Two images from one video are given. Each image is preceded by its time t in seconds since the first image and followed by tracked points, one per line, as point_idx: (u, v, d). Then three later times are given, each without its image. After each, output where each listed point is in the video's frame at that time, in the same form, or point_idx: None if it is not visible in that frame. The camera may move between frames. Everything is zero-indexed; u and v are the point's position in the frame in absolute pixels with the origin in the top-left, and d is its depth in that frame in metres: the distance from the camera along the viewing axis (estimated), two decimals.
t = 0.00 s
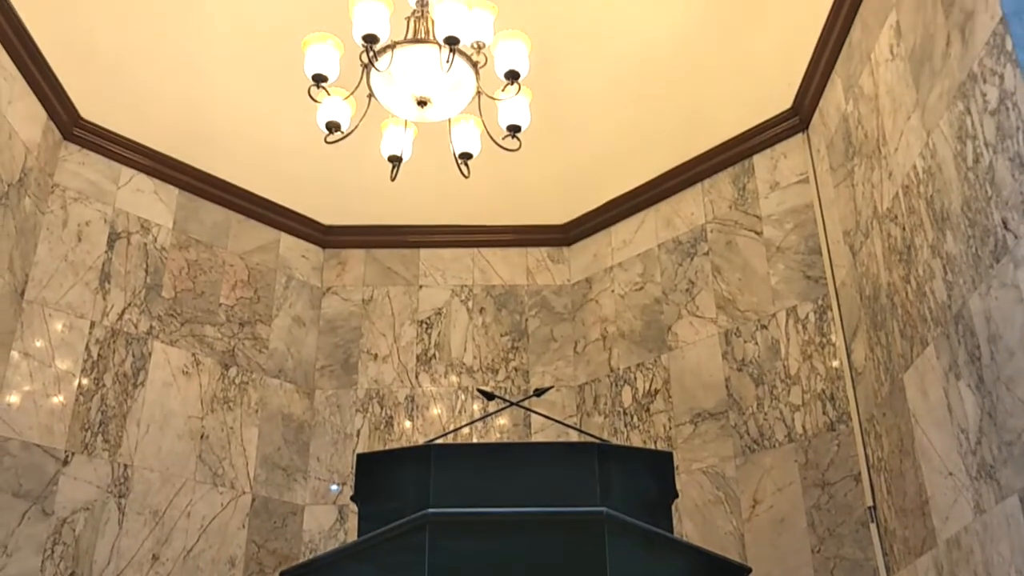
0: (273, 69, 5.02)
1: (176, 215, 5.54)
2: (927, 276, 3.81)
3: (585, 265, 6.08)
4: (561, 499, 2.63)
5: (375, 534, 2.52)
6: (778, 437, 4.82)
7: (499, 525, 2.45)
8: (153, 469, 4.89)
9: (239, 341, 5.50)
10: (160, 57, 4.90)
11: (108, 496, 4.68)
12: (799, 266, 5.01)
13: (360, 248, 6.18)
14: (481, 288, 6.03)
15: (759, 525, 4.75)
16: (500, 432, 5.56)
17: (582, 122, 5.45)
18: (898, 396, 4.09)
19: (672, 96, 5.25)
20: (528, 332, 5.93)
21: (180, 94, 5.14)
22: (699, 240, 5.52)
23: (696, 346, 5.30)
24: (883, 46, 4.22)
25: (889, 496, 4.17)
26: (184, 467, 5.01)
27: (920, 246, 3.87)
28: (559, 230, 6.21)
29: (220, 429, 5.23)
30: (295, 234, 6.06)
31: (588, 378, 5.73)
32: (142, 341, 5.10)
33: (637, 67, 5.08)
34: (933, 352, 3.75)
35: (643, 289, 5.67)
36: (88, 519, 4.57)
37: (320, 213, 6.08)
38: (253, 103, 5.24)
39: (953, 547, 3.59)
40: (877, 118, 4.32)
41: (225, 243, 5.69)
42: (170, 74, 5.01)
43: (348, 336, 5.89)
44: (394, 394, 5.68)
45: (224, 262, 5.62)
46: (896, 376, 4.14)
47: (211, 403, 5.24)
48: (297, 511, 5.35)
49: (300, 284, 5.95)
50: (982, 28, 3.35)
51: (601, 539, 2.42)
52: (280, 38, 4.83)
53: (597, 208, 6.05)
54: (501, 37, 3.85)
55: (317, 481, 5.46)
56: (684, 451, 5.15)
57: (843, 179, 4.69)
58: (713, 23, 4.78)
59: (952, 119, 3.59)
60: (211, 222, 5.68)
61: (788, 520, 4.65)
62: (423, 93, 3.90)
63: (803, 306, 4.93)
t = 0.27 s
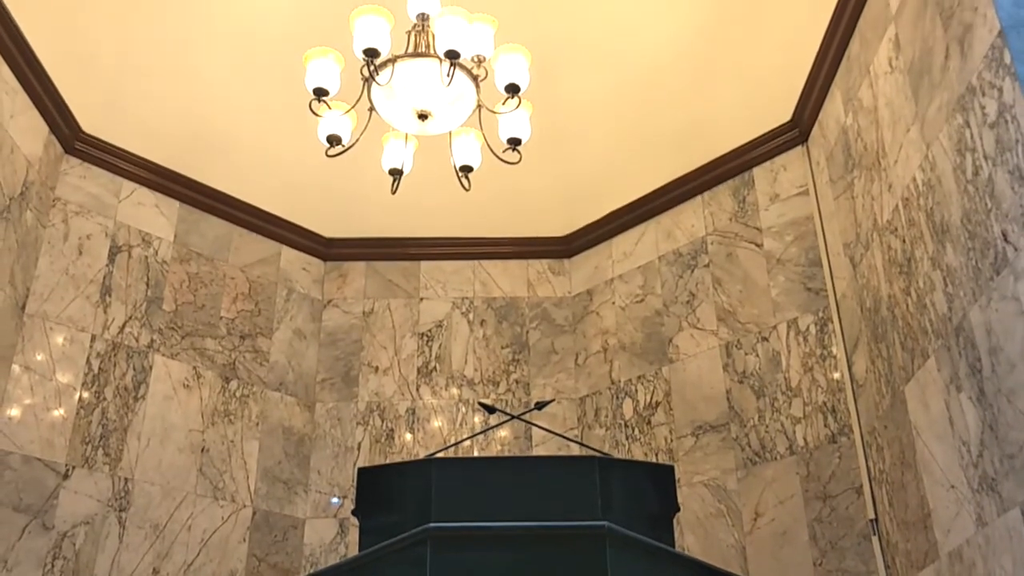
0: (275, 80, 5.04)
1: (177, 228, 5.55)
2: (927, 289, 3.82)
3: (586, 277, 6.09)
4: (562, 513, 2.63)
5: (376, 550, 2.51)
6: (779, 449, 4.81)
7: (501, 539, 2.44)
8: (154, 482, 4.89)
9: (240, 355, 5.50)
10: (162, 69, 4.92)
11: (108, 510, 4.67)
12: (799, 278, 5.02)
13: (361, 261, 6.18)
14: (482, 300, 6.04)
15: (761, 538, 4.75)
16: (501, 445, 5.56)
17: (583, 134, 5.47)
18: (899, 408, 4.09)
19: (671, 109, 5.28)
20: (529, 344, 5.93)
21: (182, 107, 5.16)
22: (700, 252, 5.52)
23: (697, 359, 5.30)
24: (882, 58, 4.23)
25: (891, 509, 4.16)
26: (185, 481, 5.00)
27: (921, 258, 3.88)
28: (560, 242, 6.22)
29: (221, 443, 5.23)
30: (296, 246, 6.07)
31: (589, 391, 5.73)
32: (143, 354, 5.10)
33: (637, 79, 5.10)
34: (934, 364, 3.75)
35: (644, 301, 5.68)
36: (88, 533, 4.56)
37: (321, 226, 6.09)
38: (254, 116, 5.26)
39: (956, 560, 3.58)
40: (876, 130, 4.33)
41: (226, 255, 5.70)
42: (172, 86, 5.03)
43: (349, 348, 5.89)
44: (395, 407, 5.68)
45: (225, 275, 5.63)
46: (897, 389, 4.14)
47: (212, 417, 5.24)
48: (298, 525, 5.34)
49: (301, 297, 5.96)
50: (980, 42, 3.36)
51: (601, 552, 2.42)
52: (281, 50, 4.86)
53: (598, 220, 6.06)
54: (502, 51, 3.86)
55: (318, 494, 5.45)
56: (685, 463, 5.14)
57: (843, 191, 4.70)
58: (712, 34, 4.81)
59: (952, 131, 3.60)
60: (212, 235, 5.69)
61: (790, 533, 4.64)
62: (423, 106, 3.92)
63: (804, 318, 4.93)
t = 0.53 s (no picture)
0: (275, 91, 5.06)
1: (177, 239, 5.55)
2: (927, 299, 3.82)
3: (586, 288, 6.09)
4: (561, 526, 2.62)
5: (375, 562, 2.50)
6: (780, 460, 4.80)
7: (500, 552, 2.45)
8: (153, 494, 4.88)
9: (239, 366, 5.50)
10: (162, 81, 4.93)
11: (108, 522, 4.66)
12: (799, 289, 5.02)
13: (361, 272, 6.19)
14: (482, 311, 6.04)
15: (762, 549, 4.73)
16: (500, 456, 5.55)
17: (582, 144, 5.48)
18: (900, 419, 4.08)
19: (670, 122, 5.30)
20: (529, 355, 5.92)
21: (183, 119, 5.17)
22: (699, 262, 5.53)
23: (697, 369, 5.30)
24: (882, 69, 4.24)
25: (892, 520, 4.15)
26: (184, 492, 4.99)
27: (920, 269, 3.88)
28: (560, 252, 6.22)
29: (220, 454, 5.22)
30: (296, 257, 6.08)
31: (589, 402, 5.72)
32: (143, 366, 5.10)
33: (637, 89, 5.11)
34: (934, 375, 3.75)
35: (644, 312, 5.68)
36: (87, 545, 4.55)
37: (321, 237, 6.10)
38: (254, 127, 5.27)
39: (957, 572, 3.57)
40: (875, 141, 4.33)
41: (226, 267, 5.70)
42: (172, 97, 5.03)
43: (349, 359, 5.88)
44: (395, 418, 5.67)
45: (224, 286, 5.63)
46: (897, 399, 4.14)
47: (211, 428, 5.24)
48: (298, 536, 5.32)
49: (300, 308, 5.96)
50: (979, 53, 3.37)
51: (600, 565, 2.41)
52: (282, 62, 4.87)
53: (598, 231, 6.06)
54: (501, 62, 3.87)
55: (317, 505, 5.44)
56: (685, 475, 5.14)
57: (842, 202, 4.70)
58: (712, 45, 4.81)
59: (951, 142, 3.61)
60: (212, 246, 5.69)
61: (791, 544, 4.63)
62: (423, 117, 3.92)
63: (804, 328, 4.93)
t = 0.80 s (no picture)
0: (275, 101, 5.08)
1: (178, 251, 5.56)
2: (927, 311, 3.82)
3: (586, 299, 6.09)
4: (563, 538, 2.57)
5: None
6: (781, 472, 4.80)
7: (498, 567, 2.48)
8: (153, 507, 4.87)
9: (239, 378, 5.49)
10: (163, 92, 4.95)
11: (107, 535, 4.65)
12: (799, 300, 5.02)
13: (361, 283, 6.19)
14: (482, 322, 6.04)
15: (763, 562, 4.72)
16: (501, 468, 5.54)
17: (582, 154, 5.50)
18: (900, 431, 4.08)
19: (668, 132, 5.32)
20: (529, 367, 5.92)
21: (184, 131, 5.19)
22: (700, 274, 5.53)
23: (698, 381, 5.29)
24: (881, 81, 4.25)
25: (893, 532, 4.14)
26: (184, 505, 4.99)
27: (920, 281, 3.88)
28: (560, 264, 6.22)
29: (220, 467, 5.21)
30: (296, 269, 6.08)
31: (589, 414, 5.72)
32: (143, 378, 5.10)
33: (636, 98, 5.13)
34: (934, 387, 3.75)
35: (644, 323, 5.68)
36: (86, 558, 4.54)
37: (322, 249, 6.10)
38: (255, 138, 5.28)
39: None
40: (875, 154, 4.34)
41: (226, 278, 5.70)
42: (173, 108, 5.05)
43: (349, 371, 5.88)
44: (395, 430, 5.66)
45: (224, 298, 5.63)
46: (898, 411, 4.13)
47: (211, 440, 5.23)
48: (298, 549, 5.31)
49: (301, 319, 5.96)
50: (978, 65, 3.38)
51: None
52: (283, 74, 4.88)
53: (597, 243, 6.07)
54: (501, 75, 3.88)
55: (317, 518, 5.43)
56: (686, 487, 5.13)
57: (842, 214, 4.71)
58: (710, 54, 4.84)
59: (950, 154, 3.61)
60: (212, 258, 5.70)
61: (792, 557, 4.62)
62: (424, 130, 3.93)
63: (804, 340, 4.93)
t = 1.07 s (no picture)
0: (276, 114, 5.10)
1: (179, 264, 5.57)
2: (928, 325, 3.82)
3: (587, 312, 6.09)
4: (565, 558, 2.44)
5: None
6: (782, 486, 4.79)
7: None
8: (153, 521, 4.86)
9: (240, 392, 5.49)
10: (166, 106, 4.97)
11: (107, 549, 4.65)
12: (800, 314, 5.03)
13: (362, 297, 6.19)
14: (483, 336, 6.04)
15: None
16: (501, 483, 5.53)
17: (582, 166, 5.51)
18: (901, 445, 4.08)
19: (669, 145, 5.33)
20: (530, 380, 5.92)
21: (185, 145, 5.21)
22: (700, 287, 5.53)
23: (699, 395, 5.29)
24: (881, 96, 4.26)
25: (895, 547, 4.13)
26: (184, 519, 4.98)
27: (921, 295, 3.88)
28: (561, 277, 6.22)
29: (220, 480, 5.20)
30: (297, 282, 6.08)
31: (590, 427, 5.71)
32: (144, 392, 5.10)
33: (636, 110, 5.14)
34: (935, 402, 3.74)
35: (645, 337, 5.68)
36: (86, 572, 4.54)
37: (323, 262, 6.11)
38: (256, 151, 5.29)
39: None
40: (875, 168, 4.35)
41: (227, 292, 5.71)
42: (175, 122, 5.07)
43: (350, 385, 5.88)
44: (395, 443, 5.66)
45: (225, 311, 5.64)
46: (899, 426, 4.13)
47: (212, 454, 5.23)
48: (298, 563, 5.30)
49: (301, 333, 5.96)
50: (977, 81, 3.39)
51: None
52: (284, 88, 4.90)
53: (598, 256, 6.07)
54: (502, 90, 3.89)
55: (318, 532, 5.41)
56: (687, 501, 5.12)
57: (842, 228, 4.71)
58: (711, 66, 4.85)
59: (950, 169, 3.62)
60: (214, 271, 5.70)
61: (793, 572, 4.60)
62: (425, 145, 3.94)
63: (805, 354, 4.93)
